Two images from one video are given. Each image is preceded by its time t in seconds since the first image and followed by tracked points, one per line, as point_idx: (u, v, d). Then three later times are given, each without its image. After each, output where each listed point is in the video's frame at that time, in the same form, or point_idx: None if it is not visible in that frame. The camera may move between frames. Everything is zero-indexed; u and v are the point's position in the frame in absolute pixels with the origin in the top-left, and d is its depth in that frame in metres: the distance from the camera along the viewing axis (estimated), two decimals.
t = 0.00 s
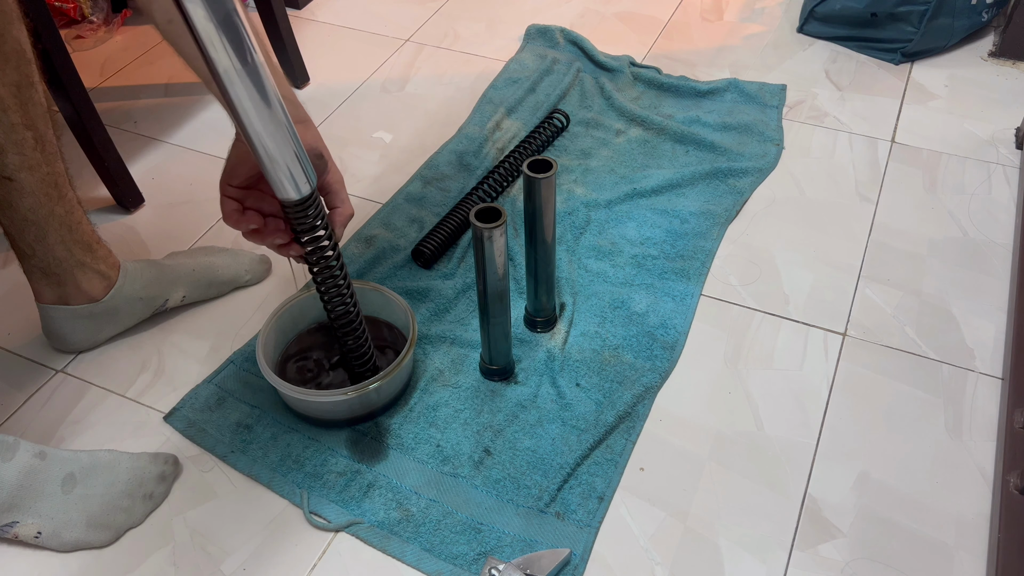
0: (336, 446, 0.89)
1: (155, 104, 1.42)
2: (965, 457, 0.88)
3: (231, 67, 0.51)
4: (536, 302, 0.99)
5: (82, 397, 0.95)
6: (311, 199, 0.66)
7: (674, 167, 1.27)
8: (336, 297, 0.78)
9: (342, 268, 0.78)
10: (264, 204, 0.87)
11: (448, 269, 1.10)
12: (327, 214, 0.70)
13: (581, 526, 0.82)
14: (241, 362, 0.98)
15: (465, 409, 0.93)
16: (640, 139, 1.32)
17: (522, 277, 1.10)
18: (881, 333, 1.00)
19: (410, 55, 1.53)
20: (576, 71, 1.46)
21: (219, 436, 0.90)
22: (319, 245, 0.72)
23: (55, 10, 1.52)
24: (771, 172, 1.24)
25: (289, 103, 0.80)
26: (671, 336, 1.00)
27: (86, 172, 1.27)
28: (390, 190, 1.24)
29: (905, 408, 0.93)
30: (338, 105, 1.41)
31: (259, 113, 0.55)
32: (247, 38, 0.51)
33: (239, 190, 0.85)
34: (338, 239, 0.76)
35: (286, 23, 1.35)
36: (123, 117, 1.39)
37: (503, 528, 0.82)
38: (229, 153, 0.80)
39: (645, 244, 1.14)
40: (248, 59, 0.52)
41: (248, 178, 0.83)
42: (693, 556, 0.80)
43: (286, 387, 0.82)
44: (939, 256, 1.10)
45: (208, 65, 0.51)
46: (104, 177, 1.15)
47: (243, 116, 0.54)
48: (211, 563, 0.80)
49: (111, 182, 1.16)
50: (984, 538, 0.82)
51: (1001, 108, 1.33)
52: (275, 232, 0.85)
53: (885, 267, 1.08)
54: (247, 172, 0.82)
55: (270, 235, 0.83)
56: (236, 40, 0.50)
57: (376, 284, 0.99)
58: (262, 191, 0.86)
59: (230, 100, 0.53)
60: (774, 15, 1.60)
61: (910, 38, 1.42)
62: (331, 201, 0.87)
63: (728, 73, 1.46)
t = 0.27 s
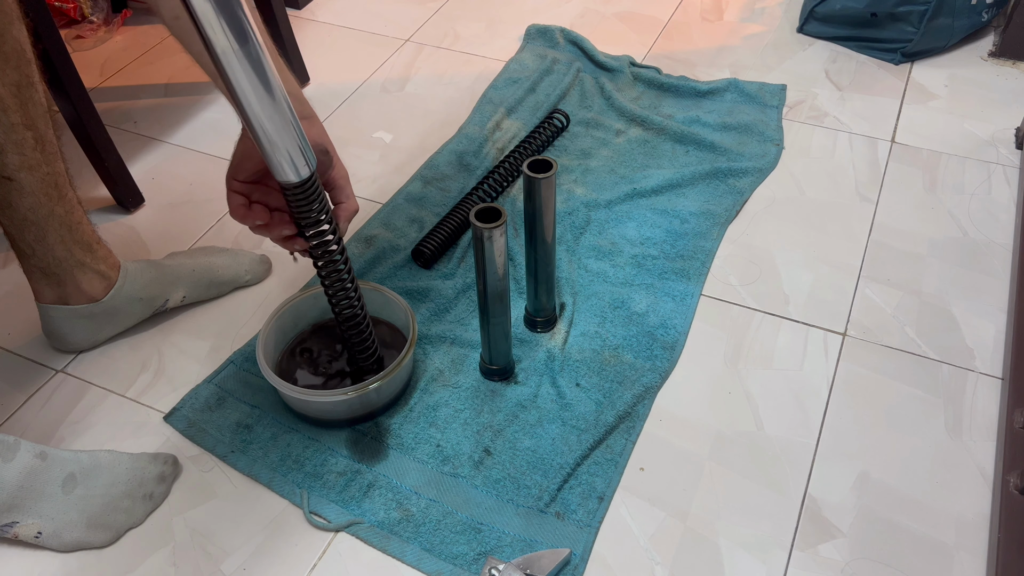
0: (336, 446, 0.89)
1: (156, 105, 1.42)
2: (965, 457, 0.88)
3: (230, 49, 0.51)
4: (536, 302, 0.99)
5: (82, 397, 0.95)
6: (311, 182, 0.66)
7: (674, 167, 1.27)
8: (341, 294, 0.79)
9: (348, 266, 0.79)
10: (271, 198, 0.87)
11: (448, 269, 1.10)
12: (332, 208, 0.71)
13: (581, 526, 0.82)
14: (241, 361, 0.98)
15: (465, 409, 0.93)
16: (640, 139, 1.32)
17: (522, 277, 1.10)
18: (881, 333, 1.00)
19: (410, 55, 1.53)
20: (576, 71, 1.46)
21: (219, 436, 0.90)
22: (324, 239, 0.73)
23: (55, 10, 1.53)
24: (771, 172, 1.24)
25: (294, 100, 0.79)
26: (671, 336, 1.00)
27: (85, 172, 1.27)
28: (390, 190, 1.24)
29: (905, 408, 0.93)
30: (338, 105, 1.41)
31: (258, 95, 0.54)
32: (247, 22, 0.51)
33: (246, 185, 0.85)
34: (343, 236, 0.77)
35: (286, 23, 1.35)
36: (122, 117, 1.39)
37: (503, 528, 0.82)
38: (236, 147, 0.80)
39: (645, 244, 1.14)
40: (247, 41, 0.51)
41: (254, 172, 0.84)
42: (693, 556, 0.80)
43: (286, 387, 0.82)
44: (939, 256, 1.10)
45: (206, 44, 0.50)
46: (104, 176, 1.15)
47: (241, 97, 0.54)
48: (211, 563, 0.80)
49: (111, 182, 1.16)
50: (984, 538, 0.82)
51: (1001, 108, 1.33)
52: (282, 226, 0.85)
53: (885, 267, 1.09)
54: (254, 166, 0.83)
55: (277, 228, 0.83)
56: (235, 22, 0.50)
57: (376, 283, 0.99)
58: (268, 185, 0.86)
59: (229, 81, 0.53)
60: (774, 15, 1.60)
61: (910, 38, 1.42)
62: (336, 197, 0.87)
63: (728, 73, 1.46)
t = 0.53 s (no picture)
0: (336, 446, 0.89)
1: (156, 105, 1.42)
2: (965, 457, 0.88)
3: (224, 30, 0.50)
4: (536, 302, 0.99)
5: (82, 397, 0.95)
6: (310, 169, 0.65)
7: (674, 167, 1.27)
8: (343, 295, 0.79)
9: (350, 266, 0.79)
10: (273, 196, 0.87)
11: (448, 269, 1.10)
12: (334, 207, 0.71)
13: (581, 526, 0.82)
14: (241, 361, 0.98)
15: (465, 409, 0.93)
16: (640, 139, 1.32)
17: (522, 277, 1.10)
18: (881, 333, 1.00)
19: (410, 55, 1.53)
20: (576, 71, 1.46)
21: (219, 436, 0.90)
22: (325, 238, 0.73)
23: (55, 10, 1.53)
24: (771, 172, 1.24)
25: (299, 98, 0.79)
26: (671, 336, 1.00)
27: (86, 172, 1.27)
28: (390, 190, 1.24)
29: (905, 408, 0.93)
30: (338, 105, 1.41)
31: (254, 79, 0.53)
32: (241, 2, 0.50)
33: (249, 182, 0.84)
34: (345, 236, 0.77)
35: (286, 23, 1.35)
36: (122, 117, 1.39)
37: (503, 528, 0.82)
38: (240, 145, 0.80)
39: (645, 244, 1.14)
40: (242, 23, 0.50)
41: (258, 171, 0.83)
42: (693, 556, 0.80)
43: (286, 387, 0.82)
44: (939, 256, 1.10)
45: (199, 25, 0.49)
46: (105, 176, 1.15)
47: (237, 80, 0.53)
48: (211, 563, 0.80)
49: (111, 182, 1.16)
50: (984, 538, 0.82)
51: (1001, 108, 1.33)
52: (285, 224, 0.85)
53: (885, 267, 1.09)
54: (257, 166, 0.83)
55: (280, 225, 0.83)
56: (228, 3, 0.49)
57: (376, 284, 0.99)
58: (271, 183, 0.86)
59: (225, 65, 0.52)
60: (774, 15, 1.60)
61: (910, 38, 1.42)
62: (340, 195, 0.87)
63: (728, 73, 1.46)
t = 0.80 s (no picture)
0: (336, 446, 0.89)
1: (155, 105, 1.42)
2: (965, 457, 0.88)
3: (224, 12, 0.49)
4: (536, 302, 1.00)
5: (82, 398, 0.95)
6: (313, 154, 0.64)
7: (674, 167, 1.27)
8: (347, 294, 0.79)
9: (353, 265, 0.79)
10: (280, 192, 0.87)
11: (448, 269, 1.10)
12: (339, 206, 0.71)
13: (581, 526, 0.82)
14: (241, 361, 0.98)
15: (465, 409, 0.93)
16: (640, 139, 1.32)
17: (522, 277, 1.10)
18: (881, 333, 1.00)
19: (410, 55, 1.53)
20: (576, 71, 1.46)
21: (219, 436, 0.90)
22: (330, 236, 0.73)
23: (54, 10, 1.53)
24: (771, 172, 1.24)
25: (305, 97, 0.79)
26: (671, 336, 1.00)
27: (85, 172, 1.27)
28: (390, 190, 1.24)
29: (905, 408, 0.93)
30: (338, 105, 1.41)
31: (257, 65, 0.53)
32: None
33: (256, 179, 0.84)
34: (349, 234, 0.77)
35: (286, 23, 1.35)
36: (122, 117, 1.39)
37: (503, 528, 0.82)
38: (248, 143, 0.80)
39: (645, 244, 1.14)
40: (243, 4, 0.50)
41: (265, 168, 0.83)
42: (693, 556, 0.80)
43: (286, 387, 0.82)
44: (939, 256, 1.10)
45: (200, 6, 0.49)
46: (105, 177, 1.15)
47: (240, 66, 0.52)
48: (211, 563, 0.80)
49: (111, 182, 1.16)
50: (984, 538, 0.82)
51: (1001, 108, 1.33)
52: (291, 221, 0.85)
53: (884, 267, 1.09)
54: (265, 163, 0.83)
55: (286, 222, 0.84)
56: None
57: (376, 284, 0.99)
58: (276, 179, 0.86)
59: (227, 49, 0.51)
60: (774, 15, 1.60)
61: (910, 38, 1.42)
62: (345, 194, 0.87)
63: (728, 73, 1.46)
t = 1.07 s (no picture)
0: (336, 446, 0.89)
1: (155, 105, 1.42)
2: (965, 457, 0.88)
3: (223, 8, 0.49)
4: (536, 302, 1.00)
5: (82, 398, 0.95)
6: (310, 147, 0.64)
7: (674, 167, 1.27)
8: (348, 294, 0.79)
9: (355, 266, 0.79)
10: (282, 191, 0.87)
11: (448, 269, 1.10)
12: (339, 203, 0.72)
13: (581, 526, 0.82)
14: (241, 361, 0.98)
15: (465, 409, 0.93)
16: (640, 139, 1.32)
17: (522, 277, 1.10)
18: (881, 333, 1.00)
19: (410, 56, 1.53)
20: (576, 71, 1.46)
21: (219, 436, 0.90)
22: (330, 235, 0.73)
23: (55, 10, 1.53)
24: (771, 172, 1.24)
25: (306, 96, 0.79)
26: (671, 336, 1.00)
27: (86, 172, 1.27)
28: (390, 189, 1.24)
29: (905, 408, 0.93)
30: (338, 105, 1.41)
31: (255, 59, 0.53)
32: None
33: (259, 178, 0.85)
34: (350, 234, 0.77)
35: (286, 23, 1.36)
36: (122, 117, 1.39)
37: (503, 528, 0.82)
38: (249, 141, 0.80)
39: (645, 244, 1.14)
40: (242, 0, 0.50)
41: (267, 166, 0.84)
42: (693, 556, 0.80)
43: (286, 387, 0.82)
44: (939, 256, 1.10)
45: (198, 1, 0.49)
46: (105, 176, 1.15)
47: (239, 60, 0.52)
48: (211, 563, 0.80)
49: (111, 182, 1.16)
50: (984, 538, 0.82)
51: (1001, 108, 1.33)
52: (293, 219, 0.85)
53: (884, 267, 1.09)
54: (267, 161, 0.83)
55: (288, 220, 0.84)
56: None
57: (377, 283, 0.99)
58: (279, 179, 0.86)
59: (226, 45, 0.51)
60: (774, 15, 1.60)
61: (910, 38, 1.42)
62: (345, 193, 0.87)
63: (728, 73, 1.46)
